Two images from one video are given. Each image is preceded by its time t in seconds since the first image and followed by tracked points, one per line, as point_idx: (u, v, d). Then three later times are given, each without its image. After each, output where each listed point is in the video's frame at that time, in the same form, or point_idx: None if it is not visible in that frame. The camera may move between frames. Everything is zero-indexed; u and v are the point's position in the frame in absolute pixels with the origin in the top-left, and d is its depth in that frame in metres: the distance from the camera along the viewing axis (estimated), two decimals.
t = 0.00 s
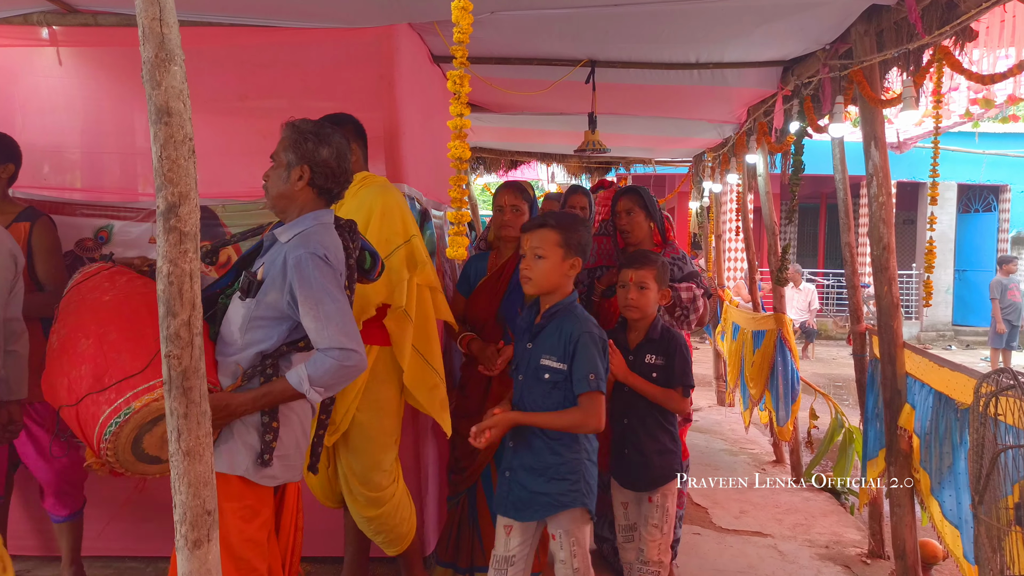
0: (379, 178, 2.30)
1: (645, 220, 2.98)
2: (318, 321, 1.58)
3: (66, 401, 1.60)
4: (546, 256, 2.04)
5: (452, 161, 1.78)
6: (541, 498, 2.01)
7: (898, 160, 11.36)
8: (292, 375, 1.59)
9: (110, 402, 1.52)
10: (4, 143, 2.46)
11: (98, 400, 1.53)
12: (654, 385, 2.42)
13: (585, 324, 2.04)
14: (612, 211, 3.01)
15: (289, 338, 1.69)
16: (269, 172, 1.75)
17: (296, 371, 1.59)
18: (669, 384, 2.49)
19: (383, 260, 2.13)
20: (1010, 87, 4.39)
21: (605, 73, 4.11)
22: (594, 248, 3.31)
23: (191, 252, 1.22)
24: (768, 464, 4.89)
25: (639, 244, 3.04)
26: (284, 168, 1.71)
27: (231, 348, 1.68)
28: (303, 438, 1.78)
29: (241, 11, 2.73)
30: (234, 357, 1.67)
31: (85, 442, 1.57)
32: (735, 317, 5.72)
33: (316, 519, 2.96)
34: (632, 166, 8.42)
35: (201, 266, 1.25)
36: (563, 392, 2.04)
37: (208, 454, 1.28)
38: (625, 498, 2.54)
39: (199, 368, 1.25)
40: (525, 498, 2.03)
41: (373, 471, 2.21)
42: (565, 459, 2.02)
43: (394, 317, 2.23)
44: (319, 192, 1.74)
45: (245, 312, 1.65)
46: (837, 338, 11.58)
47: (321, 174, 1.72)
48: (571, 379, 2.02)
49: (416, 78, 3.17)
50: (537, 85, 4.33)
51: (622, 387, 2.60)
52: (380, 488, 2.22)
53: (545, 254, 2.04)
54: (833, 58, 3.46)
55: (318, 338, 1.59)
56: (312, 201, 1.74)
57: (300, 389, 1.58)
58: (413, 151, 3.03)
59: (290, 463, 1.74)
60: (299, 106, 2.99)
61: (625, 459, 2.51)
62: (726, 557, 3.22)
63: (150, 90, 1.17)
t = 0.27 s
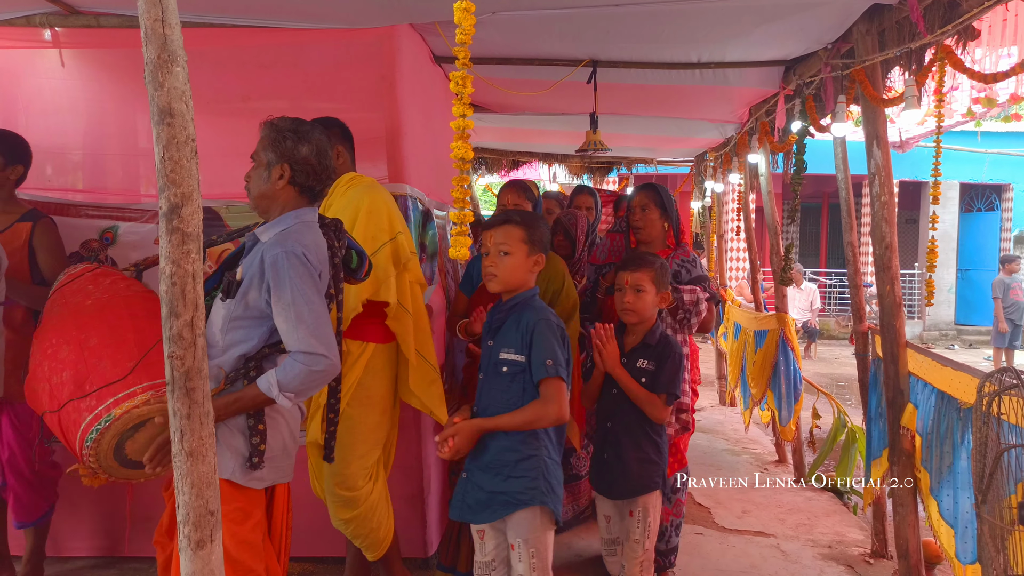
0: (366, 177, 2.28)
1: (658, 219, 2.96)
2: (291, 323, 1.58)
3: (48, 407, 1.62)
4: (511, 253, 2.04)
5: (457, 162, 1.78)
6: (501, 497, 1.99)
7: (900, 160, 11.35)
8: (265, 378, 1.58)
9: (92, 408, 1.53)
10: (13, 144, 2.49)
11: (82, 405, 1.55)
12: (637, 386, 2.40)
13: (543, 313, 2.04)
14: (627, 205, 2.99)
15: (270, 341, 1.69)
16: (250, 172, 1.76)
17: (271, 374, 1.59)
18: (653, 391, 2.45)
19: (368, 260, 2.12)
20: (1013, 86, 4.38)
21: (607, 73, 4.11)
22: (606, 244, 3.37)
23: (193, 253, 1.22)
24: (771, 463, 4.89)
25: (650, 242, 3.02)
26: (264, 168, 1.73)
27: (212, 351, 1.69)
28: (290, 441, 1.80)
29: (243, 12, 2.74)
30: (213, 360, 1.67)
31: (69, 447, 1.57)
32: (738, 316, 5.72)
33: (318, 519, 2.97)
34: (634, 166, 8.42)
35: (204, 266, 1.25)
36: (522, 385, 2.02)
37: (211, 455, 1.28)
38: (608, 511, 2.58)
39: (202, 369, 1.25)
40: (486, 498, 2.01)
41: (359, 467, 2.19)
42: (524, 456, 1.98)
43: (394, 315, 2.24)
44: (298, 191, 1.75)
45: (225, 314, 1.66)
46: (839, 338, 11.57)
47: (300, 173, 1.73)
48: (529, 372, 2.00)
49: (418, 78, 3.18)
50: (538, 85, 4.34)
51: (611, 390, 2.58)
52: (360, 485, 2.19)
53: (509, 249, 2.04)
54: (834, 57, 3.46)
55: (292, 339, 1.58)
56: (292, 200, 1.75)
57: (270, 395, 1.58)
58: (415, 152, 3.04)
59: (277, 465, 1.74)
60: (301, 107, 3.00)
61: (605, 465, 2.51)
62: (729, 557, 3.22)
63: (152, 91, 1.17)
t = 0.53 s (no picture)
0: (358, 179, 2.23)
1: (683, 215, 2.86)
2: (255, 322, 1.58)
3: (16, 412, 1.62)
4: (477, 255, 1.94)
5: (456, 163, 1.78)
6: (454, 504, 1.85)
7: (901, 159, 11.35)
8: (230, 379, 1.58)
9: (50, 413, 1.51)
10: (30, 140, 2.49)
11: (43, 410, 1.54)
12: (624, 390, 2.24)
13: (501, 319, 1.92)
14: (651, 198, 2.88)
15: (237, 344, 1.69)
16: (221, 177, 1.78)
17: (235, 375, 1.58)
18: (636, 396, 2.31)
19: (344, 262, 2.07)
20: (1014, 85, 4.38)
21: (607, 74, 4.11)
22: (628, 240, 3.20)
23: (194, 253, 1.22)
24: (772, 463, 4.88)
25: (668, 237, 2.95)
26: (234, 172, 1.75)
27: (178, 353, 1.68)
28: (262, 442, 1.80)
29: (244, 12, 2.74)
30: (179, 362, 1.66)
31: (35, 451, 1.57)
32: (739, 316, 5.71)
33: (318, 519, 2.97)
34: (635, 166, 8.43)
35: (205, 267, 1.25)
36: (480, 390, 1.89)
37: (212, 455, 1.28)
38: (572, 511, 2.38)
39: (203, 369, 1.26)
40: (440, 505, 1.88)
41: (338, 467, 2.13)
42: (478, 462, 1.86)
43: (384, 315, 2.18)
44: (267, 194, 1.76)
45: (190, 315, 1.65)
46: (841, 338, 11.57)
47: (269, 174, 1.74)
48: (487, 377, 1.88)
49: (419, 78, 3.18)
50: (539, 86, 4.34)
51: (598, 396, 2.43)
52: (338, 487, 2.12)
53: (476, 252, 1.94)
54: (836, 57, 3.46)
55: (256, 339, 1.58)
56: (262, 202, 1.76)
57: (237, 397, 1.58)
58: (416, 152, 3.05)
59: (248, 466, 1.74)
60: (302, 107, 3.01)
61: (590, 474, 2.35)
62: (731, 557, 3.22)
63: (153, 92, 1.17)
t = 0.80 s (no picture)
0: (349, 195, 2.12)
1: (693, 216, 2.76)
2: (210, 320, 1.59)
3: None
4: (441, 258, 1.85)
5: (456, 161, 1.78)
6: (421, 509, 1.80)
7: (903, 158, 11.34)
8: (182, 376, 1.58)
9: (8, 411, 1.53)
10: (20, 138, 2.46)
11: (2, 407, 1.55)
12: (595, 397, 2.10)
13: (461, 322, 1.82)
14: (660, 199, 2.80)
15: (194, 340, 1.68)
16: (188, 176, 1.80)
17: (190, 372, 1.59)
18: (611, 404, 2.17)
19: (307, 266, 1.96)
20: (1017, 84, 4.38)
21: (609, 73, 4.11)
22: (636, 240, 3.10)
23: (197, 252, 1.22)
24: (774, 463, 4.88)
25: (677, 238, 2.85)
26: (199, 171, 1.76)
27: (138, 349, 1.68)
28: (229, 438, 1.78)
29: (246, 11, 2.75)
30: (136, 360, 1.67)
31: None
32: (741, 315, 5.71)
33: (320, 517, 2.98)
34: (637, 165, 8.43)
35: (206, 265, 1.25)
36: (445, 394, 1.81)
37: (214, 453, 1.28)
38: (552, 526, 2.22)
39: (205, 367, 1.26)
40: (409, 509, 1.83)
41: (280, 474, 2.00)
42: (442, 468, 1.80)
43: (349, 330, 2.03)
44: (234, 194, 1.77)
45: (148, 311, 1.64)
46: (843, 337, 11.55)
47: (234, 173, 1.75)
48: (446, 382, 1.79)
49: (420, 77, 3.18)
50: (540, 85, 4.34)
51: (571, 406, 2.25)
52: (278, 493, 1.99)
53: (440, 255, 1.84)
54: (838, 55, 3.45)
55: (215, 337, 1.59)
56: (229, 201, 1.77)
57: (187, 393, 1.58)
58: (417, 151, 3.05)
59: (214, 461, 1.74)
60: (304, 106, 3.01)
61: (566, 488, 2.19)
62: (733, 556, 3.22)
63: (155, 90, 1.17)
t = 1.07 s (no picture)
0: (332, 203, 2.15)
1: (689, 218, 2.69)
2: (158, 312, 1.60)
3: None
4: (400, 254, 1.76)
5: (458, 160, 1.78)
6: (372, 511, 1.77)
7: (908, 158, 11.31)
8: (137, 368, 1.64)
9: None
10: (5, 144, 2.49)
11: None
12: (544, 400, 2.03)
13: (409, 323, 1.73)
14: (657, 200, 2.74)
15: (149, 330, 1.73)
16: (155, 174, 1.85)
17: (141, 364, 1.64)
18: (558, 405, 2.09)
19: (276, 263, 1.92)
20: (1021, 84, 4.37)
21: (612, 73, 4.11)
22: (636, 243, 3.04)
23: (200, 252, 1.23)
24: (778, 463, 4.87)
25: (675, 241, 2.78)
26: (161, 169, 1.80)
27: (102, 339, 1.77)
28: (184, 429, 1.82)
29: (250, 12, 2.75)
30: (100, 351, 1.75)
31: None
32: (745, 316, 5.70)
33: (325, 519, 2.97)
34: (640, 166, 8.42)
35: (210, 265, 1.25)
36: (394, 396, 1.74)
37: (219, 453, 1.29)
38: (518, 534, 2.19)
39: (210, 367, 1.26)
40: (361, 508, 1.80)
41: (266, 474, 2.05)
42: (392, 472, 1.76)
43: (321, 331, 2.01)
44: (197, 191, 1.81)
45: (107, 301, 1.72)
46: (847, 337, 11.52)
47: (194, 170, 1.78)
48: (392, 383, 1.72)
49: (424, 77, 3.18)
50: (544, 85, 4.34)
51: (520, 405, 2.20)
52: (270, 494, 2.04)
53: (399, 251, 1.76)
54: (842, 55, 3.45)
55: (160, 328, 1.61)
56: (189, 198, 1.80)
57: (140, 378, 1.65)
58: (420, 152, 3.05)
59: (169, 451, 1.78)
60: (307, 107, 2.98)
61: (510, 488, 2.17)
62: (737, 556, 3.22)
63: (159, 91, 1.18)
